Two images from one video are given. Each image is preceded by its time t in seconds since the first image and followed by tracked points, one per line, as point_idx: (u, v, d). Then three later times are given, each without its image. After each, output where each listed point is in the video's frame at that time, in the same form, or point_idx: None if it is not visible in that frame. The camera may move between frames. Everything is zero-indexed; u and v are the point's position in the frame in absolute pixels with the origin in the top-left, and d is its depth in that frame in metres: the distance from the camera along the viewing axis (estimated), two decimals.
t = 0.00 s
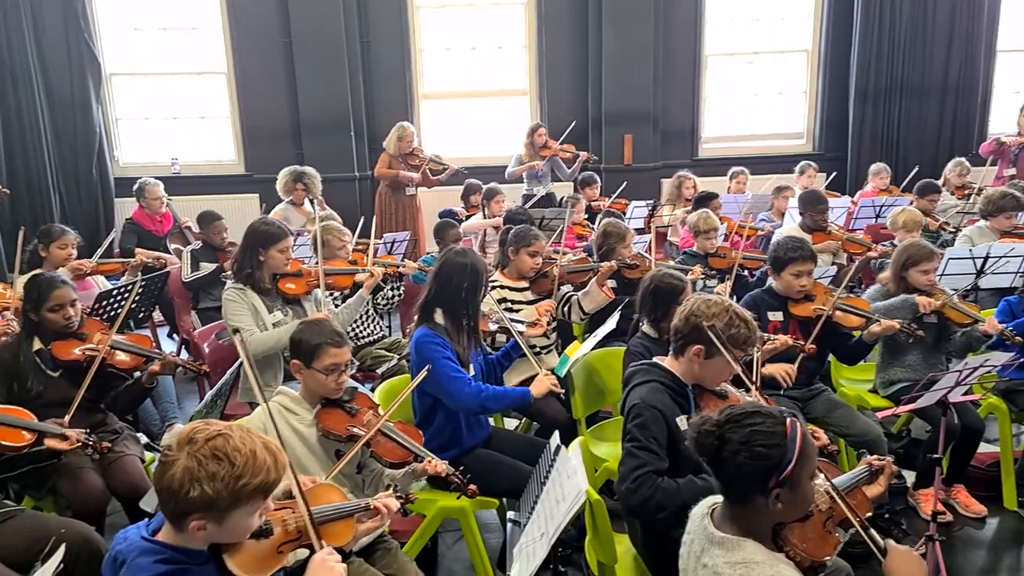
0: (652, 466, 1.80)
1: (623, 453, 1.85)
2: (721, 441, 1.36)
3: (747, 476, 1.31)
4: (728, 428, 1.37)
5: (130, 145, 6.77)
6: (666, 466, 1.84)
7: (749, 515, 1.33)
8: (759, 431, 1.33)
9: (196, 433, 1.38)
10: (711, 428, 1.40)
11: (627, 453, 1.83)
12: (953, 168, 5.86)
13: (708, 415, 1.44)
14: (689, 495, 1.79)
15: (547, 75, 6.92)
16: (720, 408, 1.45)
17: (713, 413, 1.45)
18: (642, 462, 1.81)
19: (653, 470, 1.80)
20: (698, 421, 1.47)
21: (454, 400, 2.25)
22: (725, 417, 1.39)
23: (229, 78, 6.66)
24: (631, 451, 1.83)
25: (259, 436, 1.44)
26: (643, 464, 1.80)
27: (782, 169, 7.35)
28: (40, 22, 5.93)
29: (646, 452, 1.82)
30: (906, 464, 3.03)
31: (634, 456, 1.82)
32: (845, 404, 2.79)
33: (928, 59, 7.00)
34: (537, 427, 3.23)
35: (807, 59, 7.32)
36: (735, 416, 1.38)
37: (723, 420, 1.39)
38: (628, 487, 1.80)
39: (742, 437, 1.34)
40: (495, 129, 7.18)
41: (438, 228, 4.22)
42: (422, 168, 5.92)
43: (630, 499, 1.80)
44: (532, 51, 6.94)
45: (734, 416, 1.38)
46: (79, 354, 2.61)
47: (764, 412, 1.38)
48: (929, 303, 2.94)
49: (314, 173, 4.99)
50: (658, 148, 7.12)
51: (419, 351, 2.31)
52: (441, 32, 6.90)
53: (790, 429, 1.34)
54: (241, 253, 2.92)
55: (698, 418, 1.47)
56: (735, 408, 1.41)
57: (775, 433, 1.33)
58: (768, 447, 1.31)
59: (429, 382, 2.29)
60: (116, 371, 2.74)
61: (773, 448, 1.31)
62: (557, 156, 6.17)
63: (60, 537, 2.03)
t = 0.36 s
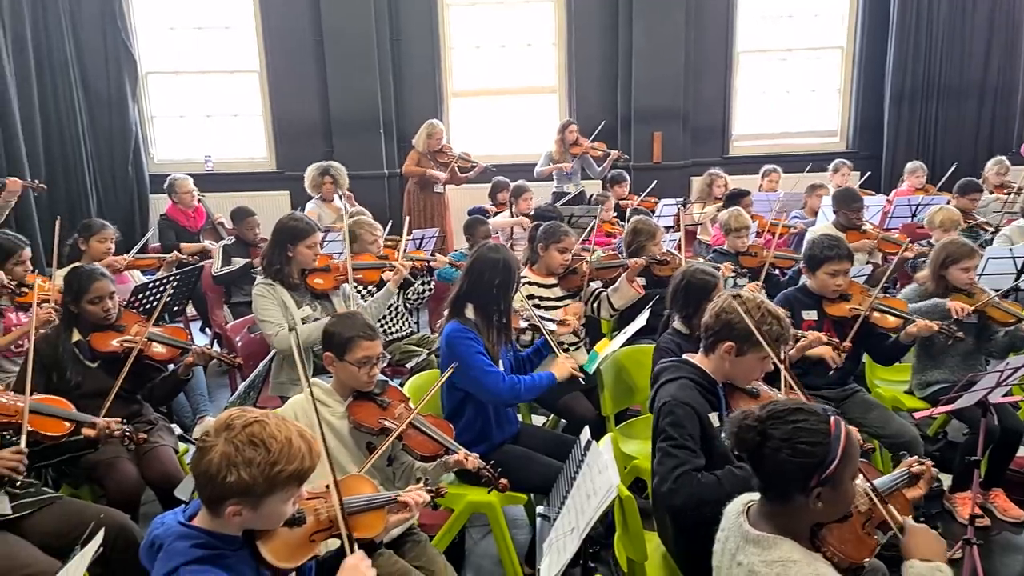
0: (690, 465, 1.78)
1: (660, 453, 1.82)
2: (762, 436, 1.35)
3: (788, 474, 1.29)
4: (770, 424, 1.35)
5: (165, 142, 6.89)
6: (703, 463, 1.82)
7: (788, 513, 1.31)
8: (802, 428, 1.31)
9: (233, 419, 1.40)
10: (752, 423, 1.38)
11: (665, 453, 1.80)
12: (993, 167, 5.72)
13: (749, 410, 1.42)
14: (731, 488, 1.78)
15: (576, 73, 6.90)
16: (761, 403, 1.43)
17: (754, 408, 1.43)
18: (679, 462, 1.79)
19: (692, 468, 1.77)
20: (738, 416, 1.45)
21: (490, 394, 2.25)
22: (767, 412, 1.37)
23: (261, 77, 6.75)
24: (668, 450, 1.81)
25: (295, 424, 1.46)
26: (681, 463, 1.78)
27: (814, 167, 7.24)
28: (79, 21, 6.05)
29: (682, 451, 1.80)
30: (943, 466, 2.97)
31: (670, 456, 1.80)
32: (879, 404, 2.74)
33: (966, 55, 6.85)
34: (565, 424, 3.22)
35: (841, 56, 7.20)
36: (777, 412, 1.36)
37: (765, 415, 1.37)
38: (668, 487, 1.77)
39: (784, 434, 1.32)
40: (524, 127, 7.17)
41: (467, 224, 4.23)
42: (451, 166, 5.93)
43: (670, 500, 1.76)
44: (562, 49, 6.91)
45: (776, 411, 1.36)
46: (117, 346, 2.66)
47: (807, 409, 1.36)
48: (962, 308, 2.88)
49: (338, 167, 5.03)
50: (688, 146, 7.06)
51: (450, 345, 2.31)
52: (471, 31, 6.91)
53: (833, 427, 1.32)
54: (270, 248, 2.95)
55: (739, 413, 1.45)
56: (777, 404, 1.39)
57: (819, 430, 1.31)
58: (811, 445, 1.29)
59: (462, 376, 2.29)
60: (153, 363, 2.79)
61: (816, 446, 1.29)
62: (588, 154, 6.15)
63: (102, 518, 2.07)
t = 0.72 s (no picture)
0: (725, 454, 1.73)
1: (690, 447, 1.78)
2: (794, 431, 1.33)
3: (821, 469, 1.28)
4: (802, 418, 1.33)
5: (190, 140, 6.96)
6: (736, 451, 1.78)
7: (819, 508, 1.30)
8: (835, 422, 1.30)
9: (262, 409, 1.41)
10: (784, 417, 1.36)
11: (696, 445, 1.75)
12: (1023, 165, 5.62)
13: (780, 405, 1.41)
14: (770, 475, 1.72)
15: (597, 70, 6.87)
16: (792, 398, 1.41)
17: (784, 403, 1.41)
18: (714, 452, 1.75)
19: (728, 457, 1.73)
20: (768, 411, 1.43)
21: (510, 385, 2.25)
22: (798, 407, 1.36)
23: (285, 74, 6.79)
24: (698, 444, 1.77)
25: (322, 415, 1.46)
26: (716, 453, 1.74)
27: (839, 165, 7.16)
28: (105, 20, 6.13)
29: (714, 441, 1.76)
30: (972, 466, 2.92)
31: (703, 448, 1.75)
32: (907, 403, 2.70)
33: (995, 51, 6.75)
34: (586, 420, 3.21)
35: (867, 53, 7.11)
36: (809, 407, 1.34)
37: (797, 410, 1.35)
38: (706, 479, 1.72)
39: (817, 429, 1.30)
40: (545, 124, 7.16)
41: (488, 221, 4.22)
42: (472, 163, 5.95)
43: (708, 491, 1.72)
44: (583, 46, 6.89)
45: (808, 406, 1.35)
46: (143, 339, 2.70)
47: (839, 403, 1.35)
48: (1000, 300, 2.84)
49: (356, 162, 5.04)
50: (711, 143, 7.01)
51: (472, 338, 2.31)
52: (493, 28, 6.91)
53: (867, 422, 1.30)
54: (291, 245, 2.96)
55: (769, 407, 1.43)
56: (809, 398, 1.37)
57: (852, 425, 1.29)
58: (844, 439, 1.27)
59: (482, 369, 2.29)
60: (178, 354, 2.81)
61: (850, 441, 1.27)
62: (612, 151, 6.12)
63: (126, 510, 2.07)
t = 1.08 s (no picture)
0: (749, 437, 1.72)
1: (712, 437, 1.75)
2: (808, 427, 1.32)
3: (835, 464, 1.27)
4: (816, 414, 1.32)
5: (194, 137, 6.97)
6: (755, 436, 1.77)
7: (831, 503, 1.29)
8: (849, 418, 1.29)
9: (268, 403, 1.39)
10: (797, 412, 1.35)
11: (719, 433, 1.74)
12: None
13: (792, 400, 1.39)
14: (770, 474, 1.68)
15: (602, 67, 6.86)
16: (804, 393, 1.40)
17: (797, 399, 1.40)
18: (738, 436, 1.73)
19: (752, 440, 1.72)
20: (779, 405, 1.42)
21: (515, 372, 2.24)
22: (811, 403, 1.34)
23: (289, 72, 6.79)
24: (720, 432, 1.75)
25: (328, 409, 1.46)
26: (739, 438, 1.72)
27: (844, 162, 7.14)
28: (110, 19, 6.14)
29: (735, 427, 1.75)
30: (980, 465, 2.91)
31: (726, 434, 1.74)
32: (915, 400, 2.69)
33: (1002, 48, 6.72)
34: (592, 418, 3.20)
35: (873, 50, 7.08)
36: (822, 402, 1.33)
37: (810, 405, 1.34)
38: (735, 463, 1.69)
39: (831, 424, 1.29)
40: (550, 122, 7.16)
41: (494, 217, 4.21)
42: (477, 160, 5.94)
43: (739, 476, 1.69)
44: (588, 43, 6.87)
45: (821, 401, 1.34)
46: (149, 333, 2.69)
47: (852, 398, 1.34)
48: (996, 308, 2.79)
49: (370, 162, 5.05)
50: (716, 141, 6.99)
51: (480, 332, 2.32)
52: (498, 26, 6.90)
53: (880, 417, 1.29)
54: (299, 240, 2.96)
55: (781, 403, 1.42)
56: (821, 393, 1.37)
57: (866, 420, 1.28)
58: (858, 435, 1.27)
59: (490, 360, 2.28)
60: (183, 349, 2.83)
61: (864, 436, 1.26)
62: (618, 149, 6.11)
63: (134, 505, 2.07)
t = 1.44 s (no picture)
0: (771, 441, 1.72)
1: (734, 441, 1.74)
2: (820, 421, 1.32)
3: (848, 458, 1.27)
4: (828, 408, 1.32)
5: (198, 135, 6.97)
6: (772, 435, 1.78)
7: (843, 498, 1.29)
8: (861, 411, 1.28)
9: (279, 398, 1.39)
10: (810, 407, 1.35)
11: (742, 438, 1.73)
12: None
13: (804, 394, 1.39)
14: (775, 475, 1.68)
15: (606, 65, 6.85)
16: (816, 387, 1.40)
17: (808, 393, 1.39)
18: (760, 440, 1.73)
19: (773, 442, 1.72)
20: (790, 400, 1.42)
21: (513, 371, 2.25)
22: (823, 397, 1.34)
23: (293, 69, 6.79)
24: (742, 436, 1.74)
25: (339, 403, 1.45)
26: (762, 442, 1.72)
27: (849, 160, 7.14)
28: (114, 15, 6.13)
29: (756, 430, 1.74)
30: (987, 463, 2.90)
31: (748, 439, 1.73)
32: (923, 397, 2.69)
33: (1007, 46, 6.71)
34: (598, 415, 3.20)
35: (877, 48, 7.07)
36: (834, 396, 1.33)
37: (822, 399, 1.34)
38: (765, 469, 1.69)
39: (843, 418, 1.29)
40: (555, 120, 7.15)
41: (499, 214, 4.21)
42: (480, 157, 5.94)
43: (769, 481, 1.69)
44: (592, 40, 6.86)
45: (833, 395, 1.33)
46: (154, 330, 2.69)
47: (865, 391, 1.33)
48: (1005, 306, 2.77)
49: (375, 168, 5.03)
50: (720, 139, 6.98)
51: (487, 328, 2.32)
52: (502, 23, 6.90)
53: (892, 410, 1.29)
54: (307, 235, 2.96)
55: (792, 397, 1.41)
56: (833, 387, 1.36)
57: (878, 414, 1.27)
58: (871, 428, 1.26)
59: (494, 360, 2.28)
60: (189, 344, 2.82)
61: (876, 429, 1.26)
62: (617, 148, 6.14)
63: (142, 501, 2.06)
